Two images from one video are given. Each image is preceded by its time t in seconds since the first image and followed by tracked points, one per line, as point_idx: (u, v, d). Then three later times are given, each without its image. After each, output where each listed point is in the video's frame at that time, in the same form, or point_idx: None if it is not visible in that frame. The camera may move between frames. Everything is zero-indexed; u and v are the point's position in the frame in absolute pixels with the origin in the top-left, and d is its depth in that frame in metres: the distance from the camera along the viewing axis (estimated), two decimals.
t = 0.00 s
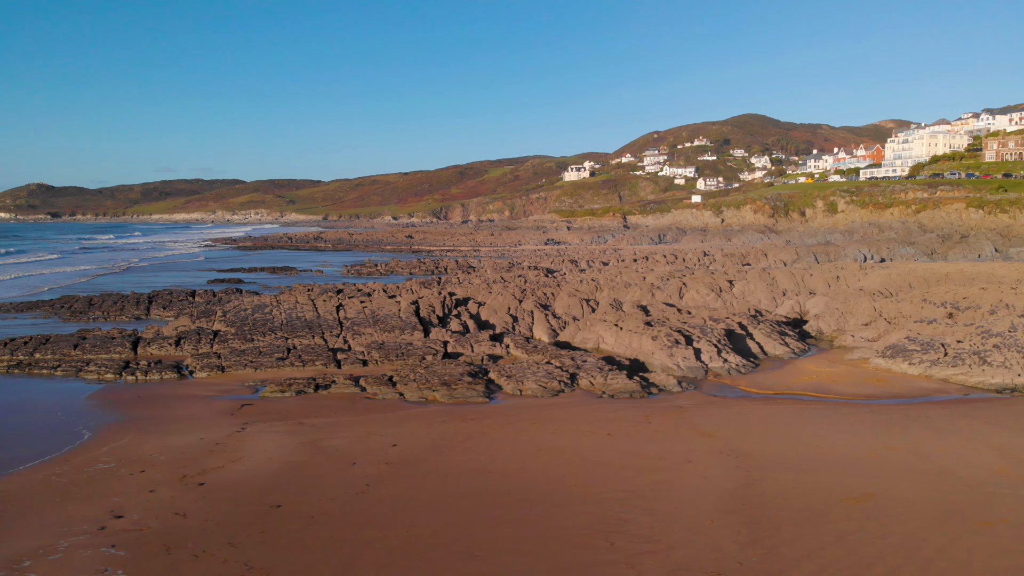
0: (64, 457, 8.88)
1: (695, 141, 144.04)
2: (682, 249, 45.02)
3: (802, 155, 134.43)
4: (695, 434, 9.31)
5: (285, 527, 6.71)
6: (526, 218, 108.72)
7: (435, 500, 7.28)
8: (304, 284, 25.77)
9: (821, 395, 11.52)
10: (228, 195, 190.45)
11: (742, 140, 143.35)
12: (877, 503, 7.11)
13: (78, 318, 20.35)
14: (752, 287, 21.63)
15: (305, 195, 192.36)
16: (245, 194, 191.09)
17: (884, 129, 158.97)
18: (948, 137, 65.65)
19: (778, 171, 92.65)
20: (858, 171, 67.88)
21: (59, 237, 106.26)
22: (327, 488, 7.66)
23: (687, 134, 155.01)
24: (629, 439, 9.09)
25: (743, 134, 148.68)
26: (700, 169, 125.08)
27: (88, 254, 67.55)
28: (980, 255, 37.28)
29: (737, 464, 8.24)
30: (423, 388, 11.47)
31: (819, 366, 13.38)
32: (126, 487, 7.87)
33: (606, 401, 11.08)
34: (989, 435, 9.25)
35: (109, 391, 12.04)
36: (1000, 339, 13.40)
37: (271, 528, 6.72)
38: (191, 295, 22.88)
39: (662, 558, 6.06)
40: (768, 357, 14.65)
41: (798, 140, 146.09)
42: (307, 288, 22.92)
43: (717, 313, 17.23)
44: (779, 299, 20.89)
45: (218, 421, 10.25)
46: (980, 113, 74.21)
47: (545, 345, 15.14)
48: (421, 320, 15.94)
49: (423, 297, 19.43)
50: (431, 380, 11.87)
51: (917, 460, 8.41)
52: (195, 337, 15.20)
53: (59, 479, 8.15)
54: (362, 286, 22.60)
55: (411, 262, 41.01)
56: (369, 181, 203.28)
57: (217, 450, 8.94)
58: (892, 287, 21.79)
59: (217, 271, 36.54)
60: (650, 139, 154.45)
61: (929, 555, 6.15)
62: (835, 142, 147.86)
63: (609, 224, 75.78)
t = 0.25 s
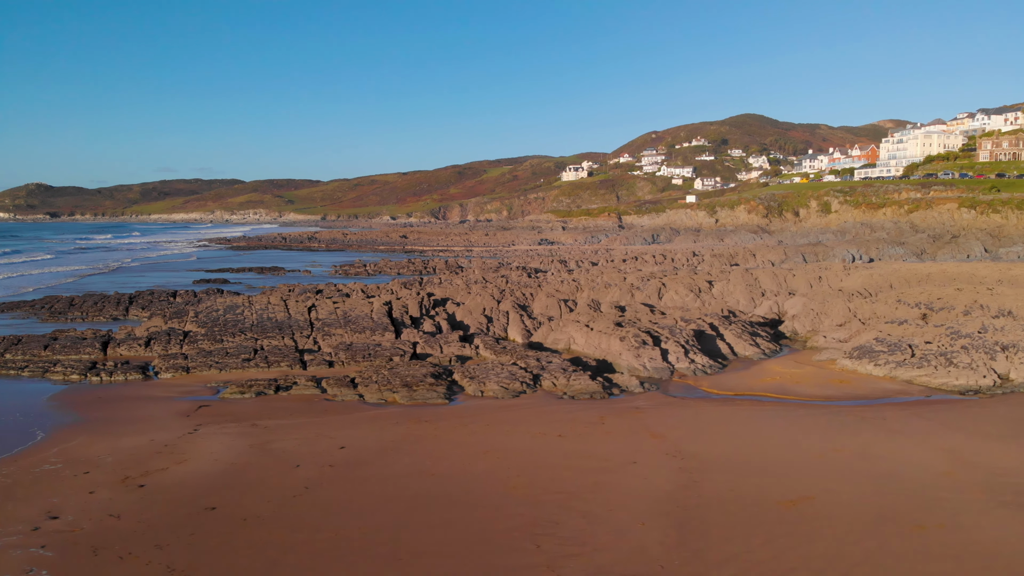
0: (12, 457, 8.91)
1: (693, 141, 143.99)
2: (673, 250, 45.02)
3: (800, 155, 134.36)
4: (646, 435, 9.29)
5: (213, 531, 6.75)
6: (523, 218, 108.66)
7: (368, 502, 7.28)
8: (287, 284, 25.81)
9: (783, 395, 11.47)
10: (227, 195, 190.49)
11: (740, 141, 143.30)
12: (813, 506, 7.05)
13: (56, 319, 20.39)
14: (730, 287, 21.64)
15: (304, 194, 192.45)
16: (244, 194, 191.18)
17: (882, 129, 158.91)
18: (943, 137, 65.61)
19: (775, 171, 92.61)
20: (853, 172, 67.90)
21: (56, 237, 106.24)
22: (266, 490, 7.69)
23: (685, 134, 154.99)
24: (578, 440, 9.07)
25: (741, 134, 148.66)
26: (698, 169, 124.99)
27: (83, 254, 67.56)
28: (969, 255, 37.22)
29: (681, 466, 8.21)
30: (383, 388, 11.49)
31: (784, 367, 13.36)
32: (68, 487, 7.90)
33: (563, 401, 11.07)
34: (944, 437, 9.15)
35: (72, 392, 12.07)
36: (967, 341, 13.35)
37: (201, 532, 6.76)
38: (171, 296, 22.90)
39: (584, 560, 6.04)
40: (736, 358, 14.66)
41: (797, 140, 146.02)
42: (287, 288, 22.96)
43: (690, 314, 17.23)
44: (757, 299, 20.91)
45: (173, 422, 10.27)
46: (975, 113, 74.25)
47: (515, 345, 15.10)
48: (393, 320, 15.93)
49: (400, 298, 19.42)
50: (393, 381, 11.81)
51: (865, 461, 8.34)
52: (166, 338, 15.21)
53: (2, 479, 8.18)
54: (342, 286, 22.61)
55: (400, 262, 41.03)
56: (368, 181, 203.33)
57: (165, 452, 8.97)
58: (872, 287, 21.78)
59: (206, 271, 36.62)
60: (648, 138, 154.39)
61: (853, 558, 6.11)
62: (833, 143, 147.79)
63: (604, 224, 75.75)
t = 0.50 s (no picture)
0: None
1: (691, 141, 144.00)
2: (664, 251, 45.04)
3: (798, 154, 134.28)
4: (596, 440, 9.25)
5: (142, 540, 6.76)
6: (519, 218, 108.64)
7: (303, 509, 7.26)
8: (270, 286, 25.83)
9: (743, 400, 11.40)
10: (226, 195, 190.67)
11: (738, 141, 143.24)
12: (749, 511, 6.98)
13: (35, 321, 20.44)
14: (709, 289, 21.63)
15: (303, 194, 192.61)
16: (243, 194, 191.32)
17: (881, 128, 158.84)
18: (937, 138, 65.59)
19: (771, 171, 92.57)
20: (847, 172, 67.85)
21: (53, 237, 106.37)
22: (206, 498, 7.70)
23: (683, 134, 154.99)
24: (527, 445, 9.02)
25: (739, 134, 148.61)
26: (696, 169, 124.97)
27: (78, 254, 67.67)
28: (959, 255, 37.19)
29: (625, 470, 8.20)
30: (343, 392, 11.46)
31: (750, 370, 13.33)
32: (10, 492, 7.93)
33: (522, 404, 11.03)
34: (898, 443, 9.05)
35: (35, 396, 12.12)
36: (935, 344, 13.30)
37: (133, 540, 6.77)
38: (152, 297, 22.94)
39: (507, 568, 6.03)
40: (705, 361, 14.63)
41: (795, 140, 145.98)
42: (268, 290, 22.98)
43: (663, 316, 17.27)
44: (735, 301, 20.91)
45: (129, 427, 10.31)
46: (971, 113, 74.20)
47: (485, 348, 15.09)
48: (364, 322, 15.93)
49: (377, 300, 19.43)
50: (354, 385, 11.78)
51: (813, 467, 8.25)
52: (137, 341, 15.23)
53: None
54: (323, 288, 22.63)
55: (390, 263, 41.06)
56: (367, 181, 203.41)
57: (114, 458, 8.99)
58: (852, 289, 21.74)
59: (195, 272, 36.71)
60: (646, 138, 154.40)
61: (778, 564, 6.07)
62: (831, 143, 147.68)
63: (599, 224, 75.79)
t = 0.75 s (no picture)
0: None
1: (689, 141, 143.95)
2: (655, 252, 45.02)
3: (796, 154, 134.20)
4: (547, 448, 9.19)
5: (74, 552, 6.75)
6: (516, 218, 108.64)
7: (240, 522, 7.25)
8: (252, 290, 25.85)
9: (703, 408, 11.34)
10: (225, 195, 190.84)
11: (736, 141, 143.20)
12: (685, 524, 6.94)
13: (14, 325, 20.48)
14: (688, 293, 21.62)
15: (302, 194, 192.76)
16: (242, 194, 191.49)
17: (880, 128, 158.74)
18: (931, 138, 65.57)
19: (767, 171, 92.55)
20: (842, 172, 67.83)
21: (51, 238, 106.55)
22: (146, 509, 7.71)
23: (681, 134, 155.00)
24: (476, 454, 9.00)
25: (737, 134, 148.56)
26: (693, 169, 124.96)
27: (73, 255, 67.78)
28: (948, 257, 37.16)
29: (568, 481, 8.18)
30: (303, 400, 11.41)
31: (716, 377, 13.29)
32: None
33: (481, 411, 10.99)
34: (850, 452, 9.01)
35: None
36: (902, 350, 13.25)
37: (64, 551, 6.78)
38: (133, 301, 22.97)
39: None
40: (675, 366, 14.57)
41: (793, 140, 145.93)
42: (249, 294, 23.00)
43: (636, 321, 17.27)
44: (714, 305, 20.89)
45: (85, 435, 10.32)
46: (966, 113, 74.15)
47: (454, 353, 15.05)
48: (335, 327, 15.91)
49: (353, 304, 19.42)
50: (315, 393, 11.72)
51: (759, 478, 8.21)
52: (107, 346, 15.24)
53: None
54: (303, 291, 22.64)
55: (380, 264, 41.01)
56: (366, 181, 203.52)
57: (64, 466, 9.01)
58: (832, 292, 21.72)
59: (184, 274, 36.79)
60: (645, 138, 154.35)
61: None
62: (830, 143, 147.59)
63: (594, 225, 75.82)
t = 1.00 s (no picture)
0: None
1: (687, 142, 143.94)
2: (646, 254, 45.04)
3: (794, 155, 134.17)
4: (496, 458, 9.20)
5: (4, 566, 6.76)
6: (513, 219, 108.64)
7: (176, 537, 7.25)
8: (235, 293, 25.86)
9: (663, 417, 11.32)
10: (224, 195, 191.00)
11: (734, 141, 143.21)
12: (618, 538, 6.94)
13: None
14: (667, 297, 21.60)
15: (301, 195, 192.85)
16: (240, 194, 191.65)
17: (878, 128, 158.70)
18: (925, 140, 65.57)
19: (763, 172, 92.56)
20: (836, 173, 67.84)
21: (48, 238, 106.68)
22: (86, 522, 7.71)
23: (679, 134, 155.03)
24: (424, 465, 8.99)
25: (735, 134, 148.53)
26: (691, 169, 124.95)
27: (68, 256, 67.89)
28: (937, 260, 37.13)
29: (511, 493, 8.15)
30: (262, 409, 11.42)
31: (681, 385, 13.25)
32: None
33: (439, 419, 10.97)
34: (798, 464, 8.99)
35: None
36: (868, 358, 13.21)
37: None
38: (114, 304, 23.00)
39: None
40: (643, 373, 14.53)
41: (791, 140, 145.92)
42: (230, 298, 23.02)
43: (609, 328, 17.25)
44: (692, 310, 20.88)
45: (41, 445, 10.33)
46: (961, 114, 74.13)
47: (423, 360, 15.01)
48: (306, 333, 15.90)
49: (330, 309, 19.40)
50: (275, 402, 11.73)
51: (702, 490, 8.20)
52: (78, 352, 15.25)
53: None
54: (283, 295, 22.64)
55: (369, 266, 41.03)
56: (365, 182, 203.62)
57: (13, 477, 9.02)
58: (812, 297, 21.69)
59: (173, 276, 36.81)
60: (643, 139, 154.36)
61: None
62: (828, 143, 147.51)
63: (589, 226, 75.86)
